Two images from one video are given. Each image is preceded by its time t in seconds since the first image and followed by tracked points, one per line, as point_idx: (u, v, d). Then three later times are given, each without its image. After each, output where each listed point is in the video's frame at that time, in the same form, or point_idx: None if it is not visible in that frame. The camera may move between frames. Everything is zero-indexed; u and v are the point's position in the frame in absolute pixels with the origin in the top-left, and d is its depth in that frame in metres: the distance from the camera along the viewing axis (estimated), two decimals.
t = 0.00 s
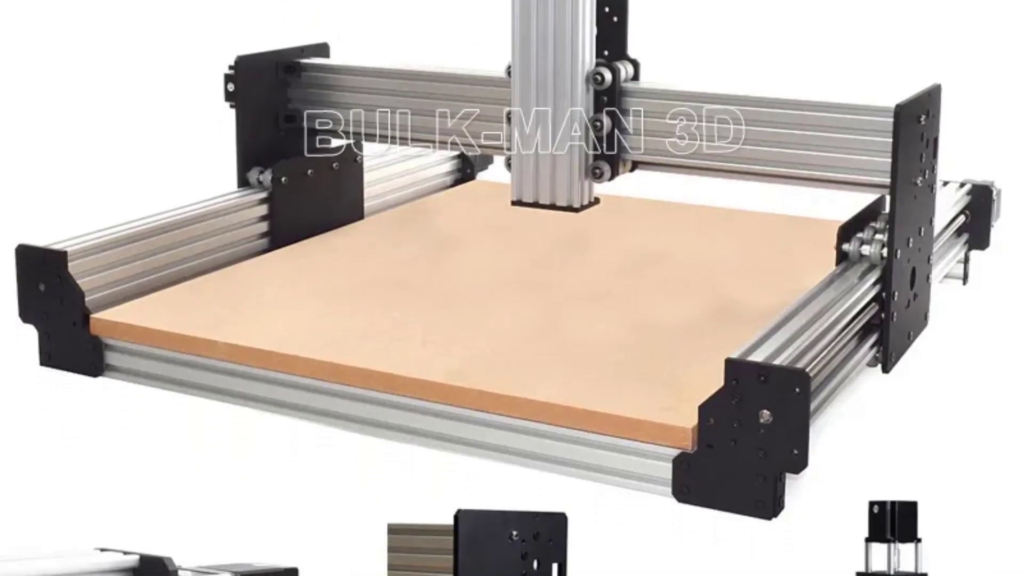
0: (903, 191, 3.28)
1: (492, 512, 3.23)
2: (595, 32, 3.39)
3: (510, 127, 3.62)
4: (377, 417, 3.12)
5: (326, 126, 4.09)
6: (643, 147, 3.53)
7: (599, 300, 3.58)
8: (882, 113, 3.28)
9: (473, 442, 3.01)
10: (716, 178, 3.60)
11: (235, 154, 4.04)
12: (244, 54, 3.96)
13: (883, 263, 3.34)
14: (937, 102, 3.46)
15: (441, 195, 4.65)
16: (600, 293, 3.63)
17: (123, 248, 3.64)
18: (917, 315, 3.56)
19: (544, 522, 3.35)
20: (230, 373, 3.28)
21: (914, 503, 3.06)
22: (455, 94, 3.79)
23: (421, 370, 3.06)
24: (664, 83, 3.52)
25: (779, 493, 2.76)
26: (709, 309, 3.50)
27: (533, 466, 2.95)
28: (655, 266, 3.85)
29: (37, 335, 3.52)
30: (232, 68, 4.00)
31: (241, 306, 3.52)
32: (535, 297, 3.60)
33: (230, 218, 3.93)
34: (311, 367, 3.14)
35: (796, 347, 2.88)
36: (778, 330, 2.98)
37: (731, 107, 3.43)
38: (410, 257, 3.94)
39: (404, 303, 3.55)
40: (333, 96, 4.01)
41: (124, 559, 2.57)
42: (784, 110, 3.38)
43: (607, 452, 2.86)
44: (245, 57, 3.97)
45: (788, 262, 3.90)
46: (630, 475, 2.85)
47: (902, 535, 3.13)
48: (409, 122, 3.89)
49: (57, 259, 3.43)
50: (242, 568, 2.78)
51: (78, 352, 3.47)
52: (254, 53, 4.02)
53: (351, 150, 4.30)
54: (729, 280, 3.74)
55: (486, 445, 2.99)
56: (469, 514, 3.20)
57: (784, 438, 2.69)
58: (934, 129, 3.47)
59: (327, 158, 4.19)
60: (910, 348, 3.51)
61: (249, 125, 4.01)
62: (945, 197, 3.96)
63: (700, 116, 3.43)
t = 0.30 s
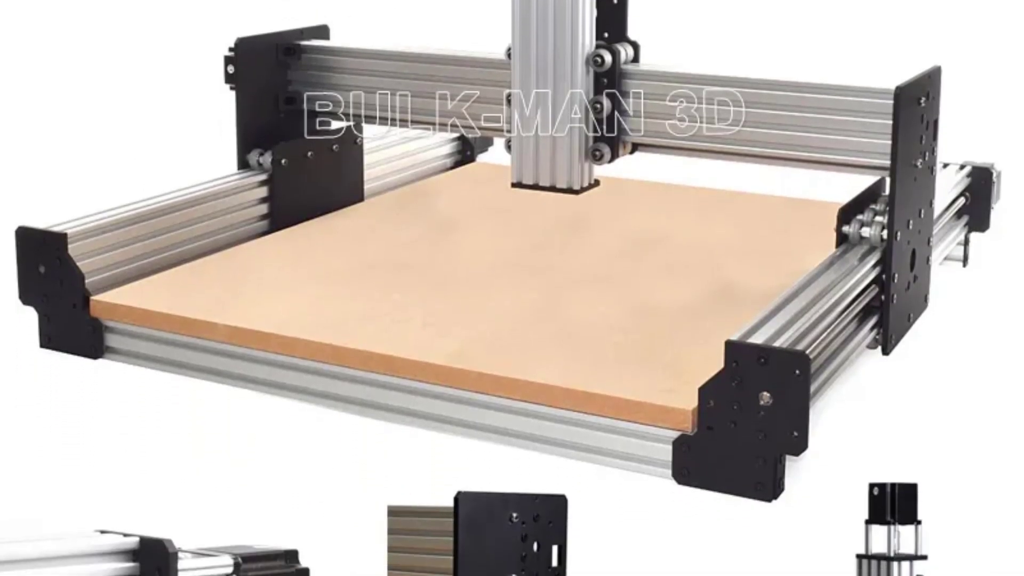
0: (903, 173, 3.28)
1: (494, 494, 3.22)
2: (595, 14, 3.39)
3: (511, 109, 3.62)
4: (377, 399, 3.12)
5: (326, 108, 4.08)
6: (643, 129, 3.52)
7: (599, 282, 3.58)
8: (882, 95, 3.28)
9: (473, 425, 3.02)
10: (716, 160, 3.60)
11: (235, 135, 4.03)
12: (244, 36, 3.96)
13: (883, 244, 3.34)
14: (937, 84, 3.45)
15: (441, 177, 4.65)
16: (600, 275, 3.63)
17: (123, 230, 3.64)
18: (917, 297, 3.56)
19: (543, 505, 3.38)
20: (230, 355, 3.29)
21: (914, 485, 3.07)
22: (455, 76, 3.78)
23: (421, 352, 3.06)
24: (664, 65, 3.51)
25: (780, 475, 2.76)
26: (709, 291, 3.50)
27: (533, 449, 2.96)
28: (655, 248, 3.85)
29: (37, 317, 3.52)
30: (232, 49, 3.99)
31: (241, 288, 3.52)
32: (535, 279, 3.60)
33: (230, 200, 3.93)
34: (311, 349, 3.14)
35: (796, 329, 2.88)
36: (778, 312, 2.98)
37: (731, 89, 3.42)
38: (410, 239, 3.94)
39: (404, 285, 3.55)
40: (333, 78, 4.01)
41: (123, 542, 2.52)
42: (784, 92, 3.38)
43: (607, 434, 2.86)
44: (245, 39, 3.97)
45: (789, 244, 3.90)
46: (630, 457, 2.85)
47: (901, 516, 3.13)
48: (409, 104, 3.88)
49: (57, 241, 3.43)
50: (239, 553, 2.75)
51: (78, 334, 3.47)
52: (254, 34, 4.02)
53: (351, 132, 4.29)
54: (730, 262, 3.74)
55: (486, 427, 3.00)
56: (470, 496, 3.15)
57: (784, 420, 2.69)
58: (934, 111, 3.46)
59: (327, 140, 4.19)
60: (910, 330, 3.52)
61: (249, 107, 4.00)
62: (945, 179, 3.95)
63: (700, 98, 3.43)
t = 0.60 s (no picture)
0: (903, 153, 3.27)
1: (494, 474, 3.24)
2: None
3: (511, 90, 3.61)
4: (377, 379, 3.13)
5: (326, 88, 4.09)
6: (643, 110, 3.51)
7: (599, 262, 3.58)
8: (882, 75, 3.27)
9: (473, 405, 3.02)
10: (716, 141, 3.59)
11: (235, 116, 4.04)
12: (244, 17, 3.96)
13: (883, 226, 3.34)
14: (937, 64, 3.44)
15: (441, 158, 4.65)
16: (600, 256, 3.63)
17: (123, 210, 3.64)
18: (917, 277, 3.56)
19: (544, 485, 3.36)
20: (230, 336, 3.29)
21: (914, 466, 3.07)
22: (455, 57, 3.78)
23: (421, 332, 3.07)
24: (664, 46, 3.50)
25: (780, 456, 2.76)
26: (709, 271, 3.50)
27: (533, 429, 2.96)
28: (655, 229, 3.85)
29: (37, 297, 3.53)
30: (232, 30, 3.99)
31: (242, 269, 3.53)
32: (536, 259, 3.60)
33: (230, 180, 3.93)
34: (311, 330, 3.14)
35: (796, 309, 2.89)
36: (778, 292, 2.98)
37: (732, 70, 3.41)
38: (411, 220, 3.94)
39: (404, 265, 3.55)
40: (333, 58, 4.00)
41: (124, 522, 2.41)
42: (784, 72, 3.37)
43: (607, 415, 2.87)
44: (245, 20, 3.97)
45: (789, 225, 3.90)
46: (630, 437, 2.86)
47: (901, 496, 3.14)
48: (409, 84, 3.88)
49: (57, 221, 3.44)
50: (240, 532, 2.61)
51: (79, 315, 3.48)
52: (254, 15, 4.01)
53: (351, 112, 4.29)
54: (730, 242, 3.74)
55: (486, 408, 3.00)
56: (469, 478, 3.20)
57: (784, 400, 2.69)
58: (934, 92, 3.46)
59: (327, 121, 4.19)
60: (911, 311, 3.52)
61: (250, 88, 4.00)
62: (945, 159, 3.95)
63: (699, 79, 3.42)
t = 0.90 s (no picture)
0: (903, 132, 3.27)
1: (494, 453, 3.24)
2: None
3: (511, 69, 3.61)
4: (377, 358, 3.13)
5: (326, 67, 4.06)
6: (643, 89, 3.50)
7: (599, 241, 3.59)
8: (882, 55, 3.27)
9: (473, 384, 3.03)
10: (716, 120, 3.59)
11: (235, 95, 4.04)
12: None
13: (883, 205, 3.35)
14: (937, 43, 3.43)
15: (440, 137, 4.64)
16: (601, 235, 3.64)
17: (123, 189, 3.64)
18: (917, 257, 3.57)
19: (543, 464, 3.40)
20: (230, 314, 3.30)
21: (914, 445, 3.08)
22: (455, 36, 3.77)
23: (421, 311, 3.07)
24: (664, 25, 3.49)
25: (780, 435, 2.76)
26: (709, 250, 3.51)
27: (533, 408, 2.97)
28: (655, 208, 3.85)
29: (37, 276, 3.53)
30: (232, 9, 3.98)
31: (242, 248, 3.53)
32: (536, 238, 3.60)
33: (230, 159, 3.93)
34: (311, 309, 3.15)
35: (796, 288, 2.89)
36: (778, 272, 2.99)
37: (732, 49, 3.41)
38: (410, 199, 3.94)
39: (404, 244, 3.55)
40: (334, 37, 3.99)
41: (123, 501, 2.41)
42: (784, 51, 3.37)
43: (607, 394, 2.88)
44: None
45: (789, 204, 3.90)
46: (630, 416, 2.87)
47: (902, 475, 3.15)
48: (409, 64, 3.87)
49: (57, 200, 3.43)
50: (241, 511, 2.58)
51: (79, 294, 3.48)
52: None
53: (351, 91, 4.28)
54: (730, 221, 3.74)
55: (486, 386, 3.01)
56: (471, 456, 3.17)
57: (784, 379, 2.70)
58: (934, 71, 3.45)
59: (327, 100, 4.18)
60: (910, 290, 3.52)
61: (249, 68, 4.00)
62: (944, 138, 3.95)
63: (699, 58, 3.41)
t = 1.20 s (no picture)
0: (903, 112, 3.27)
1: (494, 433, 3.24)
2: None
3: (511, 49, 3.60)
4: (377, 338, 3.14)
5: (326, 47, 4.05)
6: (643, 69, 3.49)
7: (599, 221, 3.59)
8: (882, 34, 3.27)
9: (473, 363, 3.03)
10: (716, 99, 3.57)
11: (235, 75, 4.05)
12: None
13: (882, 184, 3.35)
14: (937, 22, 3.43)
15: (441, 117, 4.64)
16: (601, 214, 3.64)
17: (123, 169, 3.64)
18: (917, 236, 3.57)
19: (543, 444, 3.40)
20: (231, 294, 3.30)
21: (913, 424, 3.09)
22: (455, 15, 3.76)
23: (421, 291, 3.08)
24: (664, 5, 3.49)
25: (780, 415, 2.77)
26: (709, 230, 3.51)
27: (533, 387, 2.98)
28: (655, 187, 3.85)
29: (37, 256, 3.54)
30: None
31: (242, 227, 3.53)
32: (536, 218, 3.60)
33: (230, 139, 3.92)
34: (311, 288, 3.15)
35: (796, 268, 2.89)
36: (778, 251, 2.99)
37: (732, 28, 3.40)
38: (411, 178, 3.94)
39: (405, 224, 3.55)
40: (333, 17, 3.99)
41: (124, 480, 2.42)
42: (785, 30, 3.36)
43: (607, 373, 2.88)
44: None
45: (789, 183, 3.89)
46: (630, 396, 2.87)
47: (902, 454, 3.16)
48: (410, 43, 3.87)
49: (57, 179, 3.44)
50: (240, 490, 2.57)
51: (79, 274, 3.49)
52: None
53: (351, 71, 4.27)
54: (730, 201, 3.74)
55: (486, 366, 3.01)
56: (471, 435, 3.17)
57: (784, 358, 2.70)
58: (934, 50, 3.45)
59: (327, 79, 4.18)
60: (910, 269, 3.52)
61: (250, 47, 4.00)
62: (945, 118, 3.94)
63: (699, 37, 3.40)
